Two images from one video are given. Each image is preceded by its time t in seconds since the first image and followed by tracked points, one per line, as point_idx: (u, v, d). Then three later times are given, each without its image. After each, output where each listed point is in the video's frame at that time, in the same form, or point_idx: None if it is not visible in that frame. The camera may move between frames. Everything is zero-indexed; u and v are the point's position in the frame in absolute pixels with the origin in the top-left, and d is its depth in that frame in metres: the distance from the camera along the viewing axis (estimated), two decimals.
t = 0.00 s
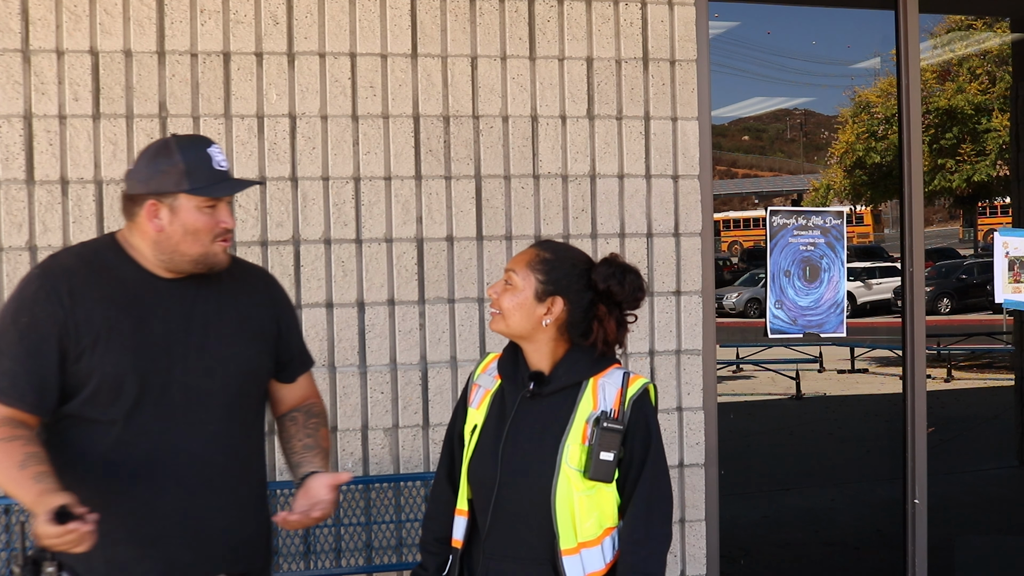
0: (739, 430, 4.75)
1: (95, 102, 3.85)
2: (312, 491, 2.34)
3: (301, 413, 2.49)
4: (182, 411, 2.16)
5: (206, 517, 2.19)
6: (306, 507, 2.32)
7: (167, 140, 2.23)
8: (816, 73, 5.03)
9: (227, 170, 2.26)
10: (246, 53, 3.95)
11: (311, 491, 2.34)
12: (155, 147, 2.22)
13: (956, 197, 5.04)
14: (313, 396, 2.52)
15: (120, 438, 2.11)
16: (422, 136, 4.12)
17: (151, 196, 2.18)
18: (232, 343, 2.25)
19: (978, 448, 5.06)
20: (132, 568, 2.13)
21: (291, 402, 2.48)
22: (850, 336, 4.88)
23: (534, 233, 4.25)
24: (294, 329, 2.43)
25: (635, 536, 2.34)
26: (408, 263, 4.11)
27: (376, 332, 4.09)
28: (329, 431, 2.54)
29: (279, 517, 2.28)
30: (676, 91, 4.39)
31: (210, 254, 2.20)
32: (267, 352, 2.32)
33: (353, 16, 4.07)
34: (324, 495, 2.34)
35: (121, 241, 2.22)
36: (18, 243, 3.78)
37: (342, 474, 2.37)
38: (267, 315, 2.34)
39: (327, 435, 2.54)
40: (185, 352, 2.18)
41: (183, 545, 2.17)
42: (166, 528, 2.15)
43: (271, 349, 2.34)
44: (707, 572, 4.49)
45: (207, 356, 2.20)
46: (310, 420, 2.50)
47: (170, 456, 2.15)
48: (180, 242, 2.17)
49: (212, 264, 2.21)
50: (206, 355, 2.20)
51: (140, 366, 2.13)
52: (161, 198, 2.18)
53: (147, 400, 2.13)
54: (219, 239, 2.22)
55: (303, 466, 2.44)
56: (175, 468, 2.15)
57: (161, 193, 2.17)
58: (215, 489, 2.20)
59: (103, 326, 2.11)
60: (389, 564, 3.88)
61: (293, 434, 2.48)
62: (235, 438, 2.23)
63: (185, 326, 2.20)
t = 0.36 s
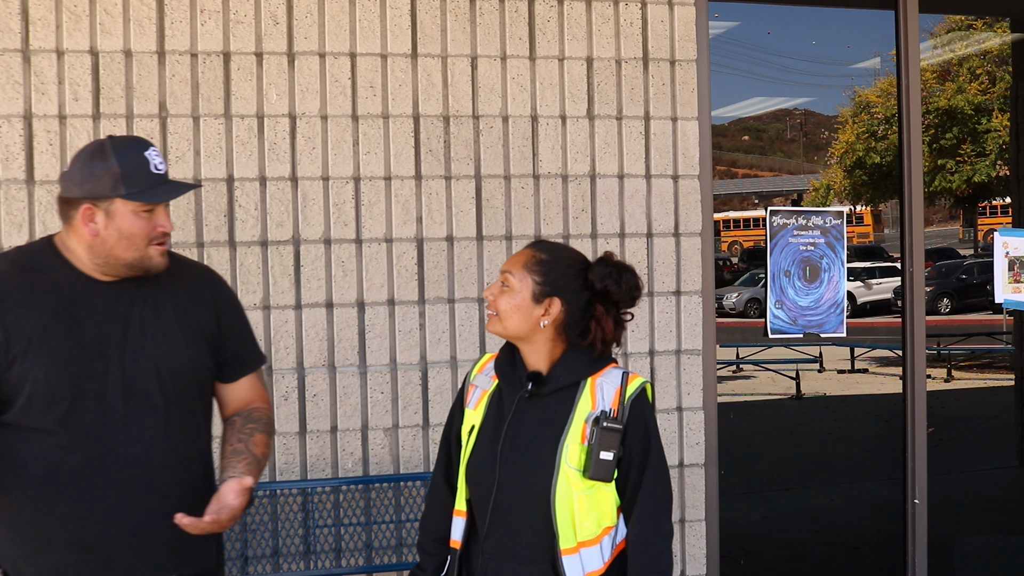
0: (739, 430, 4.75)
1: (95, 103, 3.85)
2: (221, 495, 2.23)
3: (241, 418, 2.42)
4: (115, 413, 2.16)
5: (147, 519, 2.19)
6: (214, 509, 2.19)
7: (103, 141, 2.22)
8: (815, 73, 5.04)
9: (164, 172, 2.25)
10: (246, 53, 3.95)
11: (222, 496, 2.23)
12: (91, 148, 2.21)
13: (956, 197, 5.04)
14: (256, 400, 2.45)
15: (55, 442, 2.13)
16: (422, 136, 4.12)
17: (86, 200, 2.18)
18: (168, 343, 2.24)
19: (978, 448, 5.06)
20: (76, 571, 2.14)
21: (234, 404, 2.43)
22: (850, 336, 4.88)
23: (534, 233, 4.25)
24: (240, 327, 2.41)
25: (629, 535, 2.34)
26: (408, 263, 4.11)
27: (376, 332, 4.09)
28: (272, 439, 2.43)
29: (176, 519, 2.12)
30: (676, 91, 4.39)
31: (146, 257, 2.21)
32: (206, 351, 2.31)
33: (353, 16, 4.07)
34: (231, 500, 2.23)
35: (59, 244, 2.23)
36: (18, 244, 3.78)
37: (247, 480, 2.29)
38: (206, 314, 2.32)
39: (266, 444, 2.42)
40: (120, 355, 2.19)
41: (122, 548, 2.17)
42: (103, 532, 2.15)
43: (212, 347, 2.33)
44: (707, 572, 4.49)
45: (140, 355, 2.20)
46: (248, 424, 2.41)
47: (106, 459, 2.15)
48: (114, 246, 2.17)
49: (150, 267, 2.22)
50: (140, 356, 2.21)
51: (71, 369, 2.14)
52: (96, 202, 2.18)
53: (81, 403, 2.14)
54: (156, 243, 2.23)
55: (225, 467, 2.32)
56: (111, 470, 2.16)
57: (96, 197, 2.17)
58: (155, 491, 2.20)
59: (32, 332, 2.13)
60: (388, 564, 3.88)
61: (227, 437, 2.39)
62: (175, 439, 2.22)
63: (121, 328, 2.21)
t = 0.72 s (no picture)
0: (739, 430, 4.75)
1: (95, 103, 3.85)
2: (200, 497, 2.28)
3: (214, 417, 2.46)
4: (85, 413, 2.20)
5: (122, 517, 2.23)
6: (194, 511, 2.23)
7: (71, 141, 2.25)
8: (815, 73, 5.04)
9: (132, 172, 2.28)
10: (246, 53, 3.95)
11: (200, 498, 2.28)
12: (58, 148, 2.24)
13: (956, 197, 5.04)
14: (232, 398, 2.51)
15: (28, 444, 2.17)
16: (422, 136, 4.12)
17: (54, 200, 2.20)
18: (138, 342, 2.27)
19: (977, 448, 5.06)
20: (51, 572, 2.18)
21: (208, 403, 2.47)
22: (850, 336, 4.88)
23: (534, 233, 4.25)
24: (211, 324, 2.45)
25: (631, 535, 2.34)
26: (408, 263, 4.11)
27: (376, 332, 4.09)
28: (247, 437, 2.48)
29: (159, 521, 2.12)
30: (676, 91, 4.39)
31: (115, 257, 2.23)
32: (178, 350, 2.34)
33: (353, 16, 4.07)
34: (212, 502, 2.27)
35: (27, 245, 2.27)
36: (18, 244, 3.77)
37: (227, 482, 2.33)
38: (177, 314, 2.36)
39: (242, 443, 2.47)
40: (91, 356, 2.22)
41: (96, 547, 2.20)
42: (77, 531, 2.19)
43: (183, 346, 2.36)
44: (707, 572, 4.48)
45: (110, 355, 2.24)
46: (224, 424, 2.46)
47: (78, 458, 2.19)
48: (83, 247, 2.20)
49: (119, 267, 2.24)
50: (111, 357, 2.24)
51: (42, 371, 2.18)
52: (65, 203, 2.20)
53: (52, 405, 2.18)
54: (126, 243, 2.25)
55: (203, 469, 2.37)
56: (83, 470, 2.19)
57: (64, 198, 2.20)
58: (127, 489, 2.23)
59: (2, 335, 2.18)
60: (388, 565, 3.88)
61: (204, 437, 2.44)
62: (146, 438, 2.26)
63: (92, 330, 2.24)
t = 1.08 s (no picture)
0: (739, 430, 4.75)
1: (95, 103, 3.85)
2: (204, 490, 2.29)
3: (210, 415, 2.47)
4: (80, 412, 2.20)
5: (117, 517, 2.23)
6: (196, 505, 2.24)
7: (58, 137, 2.24)
8: (816, 73, 5.04)
9: (121, 167, 2.28)
10: (246, 53, 3.95)
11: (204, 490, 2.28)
12: (46, 144, 2.24)
13: (956, 197, 5.04)
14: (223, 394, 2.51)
15: (21, 444, 2.17)
16: (422, 136, 4.12)
17: (43, 196, 2.21)
18: (133, 340, 2.28)
19: (978, 448, 5.06)
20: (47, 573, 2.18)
21: (203, 400, 2.49)
22: (851, 336, 4.87)
23: (534, 233, 4.25)
24: (206, 322, 2.45)
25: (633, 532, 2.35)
26: (408, 263, 4.11)
27: (376, 332, 4.09)
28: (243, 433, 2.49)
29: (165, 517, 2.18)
30: (675, 91, 4.39)
31: (106, 253, 2.23)
32: (172, 348, 2.34)
33: (353, 16, 4.07)
34: (217, 496, 2.28)
35: (18, 244, 2.26)
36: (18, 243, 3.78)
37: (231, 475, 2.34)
38: (172, 312, 2.36)
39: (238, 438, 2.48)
40: (86, 354, 2.22)
41: (94, 547, 2.21)
42: (74, 531, 2.19)
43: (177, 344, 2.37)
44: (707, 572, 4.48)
45: (106, 354, 2.24)
46: (219, 421, 2.46)
47: (73, 457, 2.19)
48: (74, 243, 2.20)
49: (110, 263, 2.24)
50: (106, 356, 2.24)
51: (37, 370, 2.18)
52: (54, 199, 2.21)
53: (48, 404, 2.18)
54: (116, 238, 2.26)
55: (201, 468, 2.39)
56: (79, 469, 2.20)
57: (52, 194, 2.20)
58: (123, 487, 2.24)
59: None
60: (388, 565, 3.88)
61: (201, 435, 2.45)
62: (142, 436, 2.26)
63: (86, 328, 2.25)
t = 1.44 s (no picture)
0: (739, 430, 4.75)
1: (95, 103, 3.85)
2: (271, 477, 2.38)
3: (236, 404, 2.57)
4: (93, 411, 2.21)
5: (127, 519, 2.23)
6: (268, 496, 2.35)
7: (65, 134, 2.25)
8: (816, 73, 5.04)
9: (130, 162, 2.29)
10: (246, 53, 3.95)
11: (270, 477, 2.38)
12: (54, 142, 2.25)
13: (956, 197, 5.04)
14: (241, 384, 2.59)
15: (31, 444, 2.16)
16: (422, 136, 4.12)
17: (53, 194, 2.21)
18: (147, 339, 2.29)
19: (978, 448, 5.06)
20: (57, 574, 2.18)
21: (221, 392, 2.55)
22: (851, 336, 4.88)
23: (534, 233, 4.25)
24: (217, 319, 2.46)
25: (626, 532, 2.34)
26: (408, 263, 4.11)
27: (376, 332, 4.09)
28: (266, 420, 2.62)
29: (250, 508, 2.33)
30: (676, 91, 4.39)
31: (119, 250, 2.25)
32: (186, 347, 2.36)
33: (353, 16, 4.07)
34: (286, 481, 2.36)
35: (30, 243, 2.27)
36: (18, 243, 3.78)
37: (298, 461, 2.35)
38: (183, 309, 2.37)
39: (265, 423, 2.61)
40: (98, 354, 2.23)
41: (105, 547, 2.21)
42: (83, 532, 2.19)
43: (191, 342, 2.37)
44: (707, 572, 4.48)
45: (118, 353, 2.24)
46: (247, 411, 2.58)
47: (83, 457, 2.19)
48: (87, 240, 2.21)
49: (124, 260, 2.25)
50: (119, 355, 2.24)
51: (48, 369, 2.17)
52: (65, 196, 2.22)
53: (59, 404, 2.18)
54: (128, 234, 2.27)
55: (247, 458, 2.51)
56: (89, 469, 2.20)
57: (63, 191, 2.21)
58: (135, 488, 2.24)
59: (7, 331, 2.17)
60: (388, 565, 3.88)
61: (233, 425, 2.56)
62: (155, 436, 2.27)
63: (98, 326, 2.24)
